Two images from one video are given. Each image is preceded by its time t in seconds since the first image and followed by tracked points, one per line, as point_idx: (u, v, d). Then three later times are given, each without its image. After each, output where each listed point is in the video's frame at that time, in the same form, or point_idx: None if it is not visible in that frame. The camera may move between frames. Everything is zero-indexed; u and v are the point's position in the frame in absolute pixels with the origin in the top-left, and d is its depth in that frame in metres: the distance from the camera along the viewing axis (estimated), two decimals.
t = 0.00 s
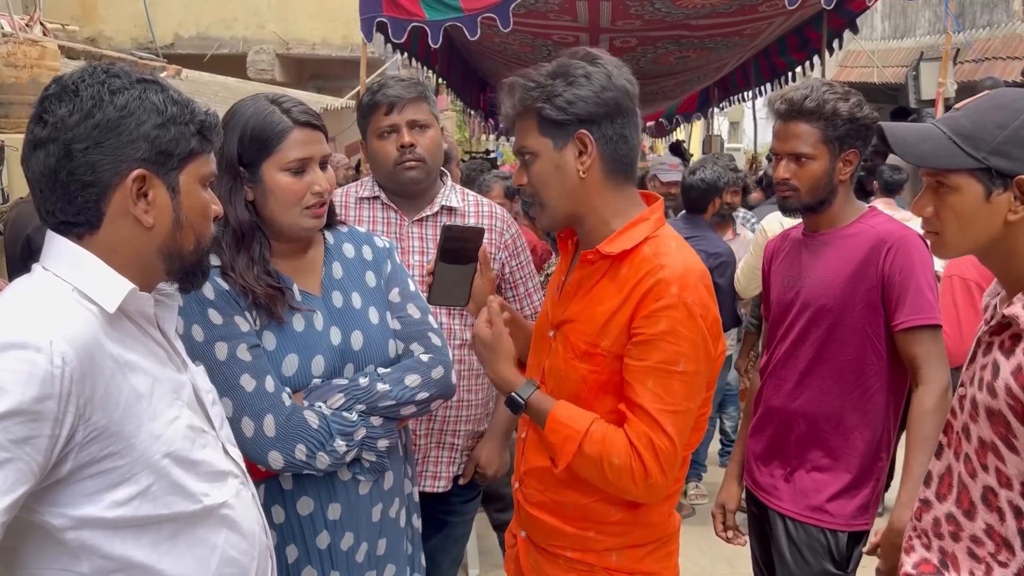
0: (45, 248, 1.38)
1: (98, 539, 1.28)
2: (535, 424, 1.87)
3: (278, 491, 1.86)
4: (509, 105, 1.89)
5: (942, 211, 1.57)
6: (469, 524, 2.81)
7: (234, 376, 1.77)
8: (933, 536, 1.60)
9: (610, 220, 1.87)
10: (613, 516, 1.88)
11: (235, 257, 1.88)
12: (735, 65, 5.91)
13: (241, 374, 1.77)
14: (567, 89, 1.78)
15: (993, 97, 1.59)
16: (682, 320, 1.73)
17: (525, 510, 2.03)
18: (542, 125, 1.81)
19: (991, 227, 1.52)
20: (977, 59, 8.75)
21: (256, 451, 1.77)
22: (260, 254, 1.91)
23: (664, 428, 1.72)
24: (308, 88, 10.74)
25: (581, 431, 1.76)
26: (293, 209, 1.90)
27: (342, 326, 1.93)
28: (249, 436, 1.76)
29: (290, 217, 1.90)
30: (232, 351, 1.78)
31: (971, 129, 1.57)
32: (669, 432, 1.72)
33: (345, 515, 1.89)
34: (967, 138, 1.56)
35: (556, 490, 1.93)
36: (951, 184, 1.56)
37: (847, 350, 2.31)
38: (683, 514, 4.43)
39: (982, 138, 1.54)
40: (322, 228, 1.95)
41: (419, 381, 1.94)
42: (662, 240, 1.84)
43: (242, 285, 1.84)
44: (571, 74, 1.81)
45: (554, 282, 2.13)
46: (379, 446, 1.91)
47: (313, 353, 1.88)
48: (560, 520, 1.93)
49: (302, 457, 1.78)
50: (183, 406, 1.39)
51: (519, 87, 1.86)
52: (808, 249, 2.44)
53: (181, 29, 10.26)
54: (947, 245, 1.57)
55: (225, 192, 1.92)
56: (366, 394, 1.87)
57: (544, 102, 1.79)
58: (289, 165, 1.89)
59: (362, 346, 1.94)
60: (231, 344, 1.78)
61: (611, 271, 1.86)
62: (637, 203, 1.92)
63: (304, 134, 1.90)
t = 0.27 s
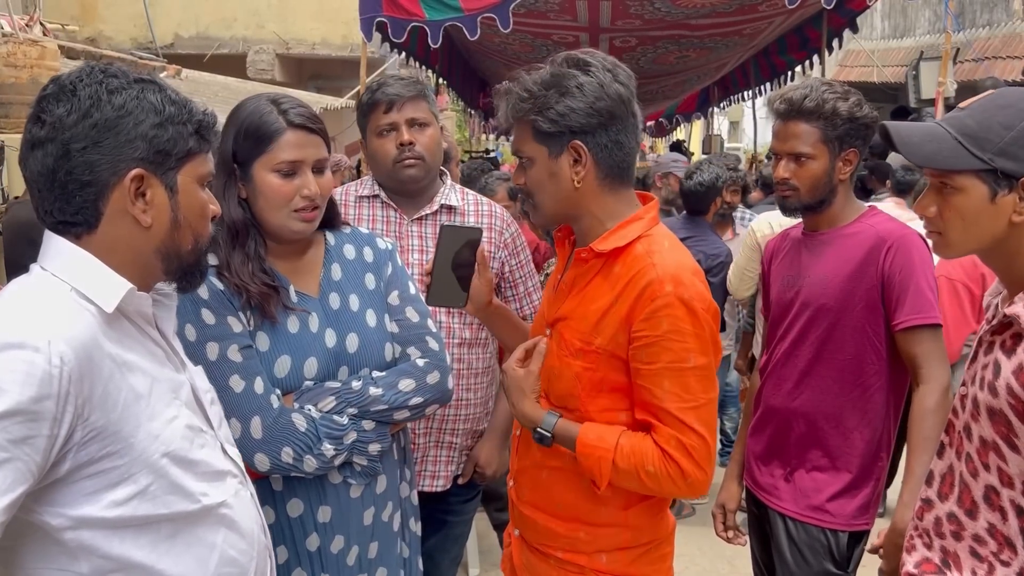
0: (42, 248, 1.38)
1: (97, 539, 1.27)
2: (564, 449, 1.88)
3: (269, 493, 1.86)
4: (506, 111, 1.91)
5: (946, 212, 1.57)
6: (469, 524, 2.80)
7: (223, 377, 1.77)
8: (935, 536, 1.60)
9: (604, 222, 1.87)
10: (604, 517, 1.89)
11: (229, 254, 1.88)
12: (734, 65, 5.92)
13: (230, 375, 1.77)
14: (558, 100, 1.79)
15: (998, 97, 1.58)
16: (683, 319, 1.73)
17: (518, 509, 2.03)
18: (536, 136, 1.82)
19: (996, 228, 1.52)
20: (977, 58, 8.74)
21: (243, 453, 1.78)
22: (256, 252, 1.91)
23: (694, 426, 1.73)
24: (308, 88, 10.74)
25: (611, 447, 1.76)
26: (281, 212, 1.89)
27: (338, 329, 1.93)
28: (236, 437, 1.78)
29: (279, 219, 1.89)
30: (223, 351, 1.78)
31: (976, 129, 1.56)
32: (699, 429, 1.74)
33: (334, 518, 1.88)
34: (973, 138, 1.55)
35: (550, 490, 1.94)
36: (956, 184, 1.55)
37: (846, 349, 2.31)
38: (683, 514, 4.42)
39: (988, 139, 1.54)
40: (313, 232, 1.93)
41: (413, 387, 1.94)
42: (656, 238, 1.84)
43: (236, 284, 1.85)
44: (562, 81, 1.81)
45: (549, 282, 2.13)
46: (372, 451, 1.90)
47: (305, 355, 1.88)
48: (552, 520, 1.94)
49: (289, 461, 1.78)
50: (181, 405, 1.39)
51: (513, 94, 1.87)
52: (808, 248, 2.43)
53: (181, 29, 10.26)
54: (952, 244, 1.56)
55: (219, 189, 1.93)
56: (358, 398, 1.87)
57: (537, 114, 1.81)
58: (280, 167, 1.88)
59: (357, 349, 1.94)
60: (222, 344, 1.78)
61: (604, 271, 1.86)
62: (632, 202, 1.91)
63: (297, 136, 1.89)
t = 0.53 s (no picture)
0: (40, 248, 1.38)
1: (94, 540, 1.27)
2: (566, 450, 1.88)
3: (261, 492, 1.87)
4: (509, 105, 1.91)
5: (952, 216, 1.56)
6: (468, 524, 2.80)
7: (216, 376, 1.77)
8: (935, 537, 1.60)
9: (602, 224, 1.87)
10: (603, 518, 1.89)
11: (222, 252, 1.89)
12: (734, 64, 5.91)
13: (222, 373, 1.77)
14: (563, 97, 1.79)
15: (1005, 100, 1.57)
16: (687, 321, 1.73)
17: (518, 510, 2.02)
18: (538, 131, 1.82)
19: (1002, 231, 1.53)
20: (977, 58, 8.73)
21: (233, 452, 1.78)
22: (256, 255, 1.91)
23: (696, 428, 1.74)
24: (308, 88, 10.74)
25: (614, 448, 1.76)
26: (287, 216, 1.89)
27: (333, 330, 1.93)
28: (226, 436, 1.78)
29: (286, 224, 1.89)
30: (215, 350, 1.78)
31: (984, 133, 1.55)
32: (701, 431, 1.74)
33: (326, 519, 1.88)
34: (980, 143, 1.54)
35: (550, 491, 1.94)
36: (962, 189, 1.54)
37: (847, 350, 2.30)
38: (683, 513, 4.42)
39: (996, 144, 1.53)
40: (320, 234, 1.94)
41: (408, 388, 1.94)
42: (657, 239, 1.84)
43: (229, 284, 1.84)
44: (568, 79, 1.80)
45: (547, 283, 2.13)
46: (366, 453, 1.89)
47: (299, 356, 1.88)
48: (552, 521, 1.93)
49: (277, 460, 1.78)
50: (178, 406, 1.39)
51: (518, 88, 1.86)
52: (808, 249, 2.43)
53: (180, 29, 10.25)
54: (957, 248, 1.56)
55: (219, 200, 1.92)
56: (350, 399, 1.86)
57: (542, 111, 1.80)
58: (284, 172, 1.88)
59: (352, 350, 1.94)
60: (214, 343, 1.78)
61: (605, 272, 1.85)
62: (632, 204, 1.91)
63: (295, 140, 1.89)
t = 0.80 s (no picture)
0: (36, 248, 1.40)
1: (92, 540, 1.27)
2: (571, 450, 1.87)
3: (259, 493, 1.87)
4: (507, 103, 1.90)
5: (955, 220, 1.56)
6: (468, 524, 2.80)
7: (211, 379, 1.75)
8: (935, 537, 1.60)
9: (597, 222, 1.88)
10: (604, 517, 1.89)
11: (218, 252, 1.88)
12: (733, 65, 5.92)
13: (217, 377, 1.76)
14: (561, 100, 1.78)
15: (1009, 103, 1.57)
16: (688, 320, 1.73)
17: (518, 511, 2.02)
18: (535, 132, 1.82)
19: (1007, 235, 1.53)
20: (977, 58, 8.73)
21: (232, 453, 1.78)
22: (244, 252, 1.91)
23: (702, 425, 1.75)
24: (308, 88, 10.75)
25: (620, 448, 1.76)
26: (270, 214, 1.89)
27: (329, 330, 1.93)
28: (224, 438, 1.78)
29: (267, 221, 1.89)
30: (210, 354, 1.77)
31: (989, 138, 1.54)
32: (706, 428, 1.75)
33: (324, 519, 1.88)
34: (986, 147, 1.54)
35: (552, 491, 1.94)
36: (968, 194, 1.54)
37: (847, 350, 2.30)
38: (684, 513, 4.42)
39: (1001, 148, 1.53)
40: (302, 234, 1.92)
41: (404, 389, 1.94)
42: (654, 238, 1.84)
43: (224, 285, 1.84)
44: (568, 82, 1.80)
45: (542, 283, 2.13)
46: (363, 453, 1.89)
47: (295, 357, 1.88)
48: (553, 521, 1.93)
49: (274, 462, 1.78)
50: (175, 406, 1.39)
51: (517, 88, 1.86)
52: (807, 249, 2.43)
53: (180, 29, 10.25)
54: (960, 252, 1.56)
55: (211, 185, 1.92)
56: (347, 399, 1.86)
57: (540, 113, 1.80)
58: (272, 171, 1.88)
59: (347, 351, 1.94)
60: (210, 346, 1.77)
61: (603, 271, 1.85)
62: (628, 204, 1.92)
63: (293, 142, 1.89)
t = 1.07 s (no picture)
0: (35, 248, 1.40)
1: (90, 540, 1.27)
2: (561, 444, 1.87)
3: (256, 493, 1.87)
4: (525, 98, 1.85)
5: (956, 221, 1.56)
6: (467, 523, 2.80)
7: (210, 378, 1.75)
8: (934, 536, 1.59)
9: (604, 223, 1.89)
10: (603, 514, 1.89)
11: (221, 260, 1.86)
12: (733, 65, 5.92)
13: (216, 376, 1.76)
14: (591, 96, 1.77)
15: (1011, 103, 1.57)
16: (686, 317, 1.73)
17: (517, 509, 2.02)
18: (565, 132, 1.78)
19: (1008, 236, 1.53)
20: (976, 58, 8.73)
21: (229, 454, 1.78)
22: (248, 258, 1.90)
23: (689, 423, 1.74)
24: (307, 88, 10.75)
25: (607, 442, 1.76)
26: (275, 216, 1.89)
27: (327, 330, 1.93)
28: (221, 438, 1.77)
29: (273, 224, 1.89)
30: (209, 353, 1.77)
31: (991, 138, 1.54)
32: (694, 426, 1.75)
33: (321, 520, 1.88)
34: (988, 148, 1.54)
35: (549, 488, 1.93)
36: (969, 195, 1.54)
37: (847, 349, 2.30)
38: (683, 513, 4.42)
39: (1003, 149, 1.52)
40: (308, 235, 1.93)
41: (401, 389, 1.94)
42: (655, 236, 1.85)
43: (225, 288, 1.84)
44: (595, 78, 1.79)
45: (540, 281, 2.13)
46: (360, 454, 1.89)
47: (293, 358, 1.88)
48: (553, 518, 1.93)
49: (272, 462, 1.78)
50: (173, 405, 1.39)
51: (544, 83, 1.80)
52: (807, 249, 2.43)
53: (179, 30, 10.24)
54: (960, 252, 1.56)
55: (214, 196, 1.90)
56: (344, 400, 1.86)
57: (575, 112, 1.77)
58: (276, 174, 1.88)
59: (345, 351, 1.94)
60: (208, 346, 1.77)
61: (603, 268, 1.85)
62: (630, 205, 1.92)
63: (292, 146, 1.89)
